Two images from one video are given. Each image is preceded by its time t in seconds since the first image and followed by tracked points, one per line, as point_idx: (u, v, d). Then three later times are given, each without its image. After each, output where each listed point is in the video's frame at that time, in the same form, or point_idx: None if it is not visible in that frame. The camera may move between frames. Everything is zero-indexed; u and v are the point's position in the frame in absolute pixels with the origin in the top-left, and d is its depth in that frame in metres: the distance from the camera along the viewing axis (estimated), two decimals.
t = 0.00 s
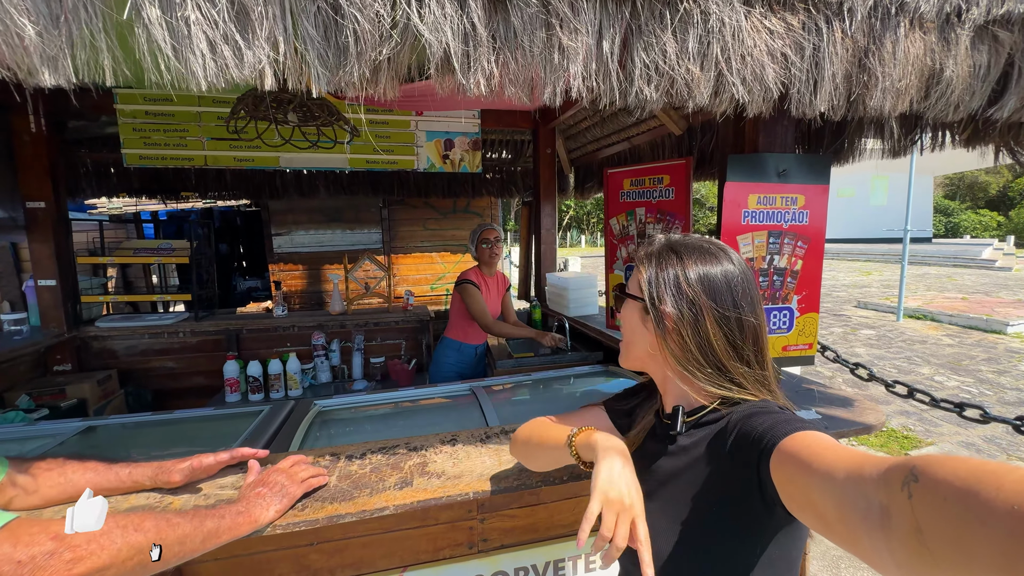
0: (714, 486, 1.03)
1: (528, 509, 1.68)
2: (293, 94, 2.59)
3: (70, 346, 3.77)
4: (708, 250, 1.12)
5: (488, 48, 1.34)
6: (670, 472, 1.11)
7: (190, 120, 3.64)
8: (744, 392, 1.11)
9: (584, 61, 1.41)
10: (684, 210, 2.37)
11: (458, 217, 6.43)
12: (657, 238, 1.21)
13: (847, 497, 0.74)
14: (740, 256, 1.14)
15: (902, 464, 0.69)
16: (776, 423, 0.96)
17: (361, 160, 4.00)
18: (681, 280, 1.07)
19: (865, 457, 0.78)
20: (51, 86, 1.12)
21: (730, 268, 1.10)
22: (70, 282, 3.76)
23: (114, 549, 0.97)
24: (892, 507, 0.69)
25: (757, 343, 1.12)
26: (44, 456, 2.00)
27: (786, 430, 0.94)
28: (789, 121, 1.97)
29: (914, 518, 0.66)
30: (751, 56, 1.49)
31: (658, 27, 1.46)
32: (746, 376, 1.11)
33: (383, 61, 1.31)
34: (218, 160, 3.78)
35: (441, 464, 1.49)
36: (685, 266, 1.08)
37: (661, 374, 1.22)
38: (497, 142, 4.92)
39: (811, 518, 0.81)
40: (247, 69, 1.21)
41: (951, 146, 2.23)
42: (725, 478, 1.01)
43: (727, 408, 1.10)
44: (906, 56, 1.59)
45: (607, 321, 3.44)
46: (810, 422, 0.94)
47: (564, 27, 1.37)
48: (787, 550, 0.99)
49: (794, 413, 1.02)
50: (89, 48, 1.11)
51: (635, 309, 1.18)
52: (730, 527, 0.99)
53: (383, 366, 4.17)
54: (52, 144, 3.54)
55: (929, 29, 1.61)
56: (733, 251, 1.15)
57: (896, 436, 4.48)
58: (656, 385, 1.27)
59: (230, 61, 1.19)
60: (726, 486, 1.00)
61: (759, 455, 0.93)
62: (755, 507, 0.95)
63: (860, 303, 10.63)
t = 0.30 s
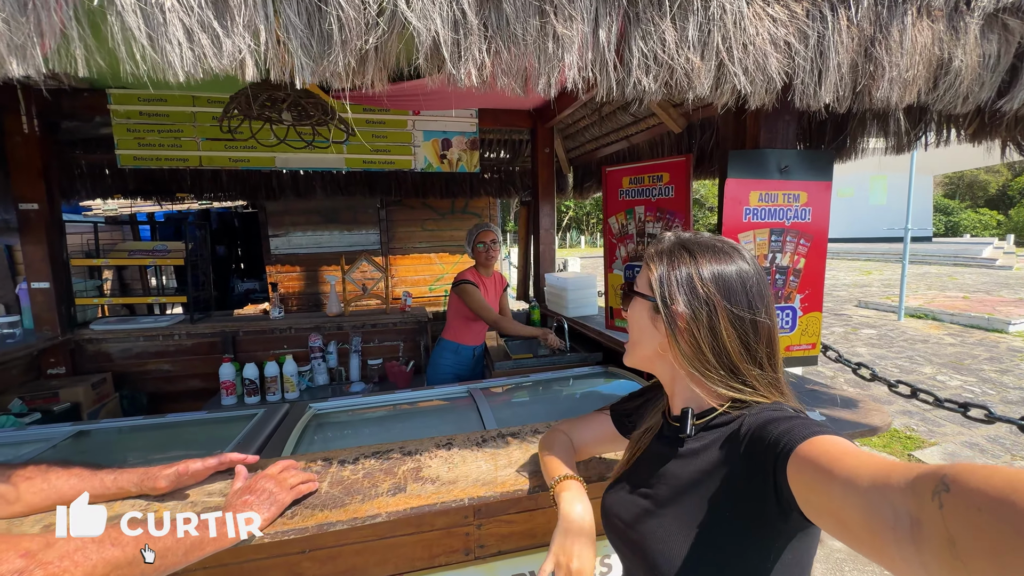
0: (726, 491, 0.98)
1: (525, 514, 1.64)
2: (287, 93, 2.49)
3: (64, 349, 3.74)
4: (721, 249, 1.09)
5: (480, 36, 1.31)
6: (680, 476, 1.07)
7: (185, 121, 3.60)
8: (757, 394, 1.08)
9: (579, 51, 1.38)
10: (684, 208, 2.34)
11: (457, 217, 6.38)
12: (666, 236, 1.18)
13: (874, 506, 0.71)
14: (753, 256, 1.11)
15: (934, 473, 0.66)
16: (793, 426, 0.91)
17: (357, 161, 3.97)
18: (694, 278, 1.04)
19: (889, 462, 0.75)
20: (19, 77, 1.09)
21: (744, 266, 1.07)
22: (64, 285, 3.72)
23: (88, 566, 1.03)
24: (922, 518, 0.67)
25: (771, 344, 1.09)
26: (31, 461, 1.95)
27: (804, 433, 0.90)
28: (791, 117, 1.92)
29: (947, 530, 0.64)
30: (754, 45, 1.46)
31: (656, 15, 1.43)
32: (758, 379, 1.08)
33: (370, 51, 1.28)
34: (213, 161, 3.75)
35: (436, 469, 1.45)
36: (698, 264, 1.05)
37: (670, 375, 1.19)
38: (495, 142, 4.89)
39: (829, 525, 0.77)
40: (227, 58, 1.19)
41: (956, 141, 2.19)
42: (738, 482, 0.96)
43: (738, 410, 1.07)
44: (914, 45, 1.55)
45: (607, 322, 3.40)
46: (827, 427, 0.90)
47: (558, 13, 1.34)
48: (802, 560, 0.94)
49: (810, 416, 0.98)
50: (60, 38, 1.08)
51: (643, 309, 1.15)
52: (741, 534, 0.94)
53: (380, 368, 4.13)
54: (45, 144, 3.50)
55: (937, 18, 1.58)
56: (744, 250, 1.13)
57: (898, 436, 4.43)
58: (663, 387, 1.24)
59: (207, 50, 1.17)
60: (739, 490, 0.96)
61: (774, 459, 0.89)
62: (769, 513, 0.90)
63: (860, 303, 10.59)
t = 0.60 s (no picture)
0: (721, 493, 0.97)
1: (522, 518, 1.63)
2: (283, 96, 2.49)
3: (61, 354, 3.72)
4: (714, 252, 1.08)
5: (470, 40, 1.31)
6: (675, 478, 1.06)
7: (181, 124, 3.59)
8: (751, 397, 1.07)
9: (570, 54, 1.37)
10: (681, 209, 2.33)
11: (456, 219, 6.36)
12: (660, 238, 1.17)
13: (864, 504, 0.71)
14: (746, 259, 1.11)
15: (921, 471, 0.66)
16: (786, 427, 0.91)
17: (354, 163, 3.95)
18: (688, 281, 1.04)
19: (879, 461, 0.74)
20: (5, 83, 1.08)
21: (738, 269, 1.06)
22: (62, 289, 3.71)
23: None
24: (910, 516, 0.66)
25: (765, 347, 1.08)
26: (26, 467, 1.93)
27: (797, 433, 0.89)
28: (787, 118, 1.91)
29: (934, 527, 0.63)
30: (748, 45, 1.45)
31: (649, 16, 1.42)
32: (752, 381, 1.07)
33: (359, 54, 1.27)
34: (209, 164, 3.75)
35: (432, 474, 1.44)
36: (691, 267, 1.05)
37: (664, 377, 1.18)
38: (493, 143, 4.89)
39: (821, 525, 0.77)
40: (215, 63, 1.19)
41: (954, 141, 2.18)
42: (733, 483, 0.96)
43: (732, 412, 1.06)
44: (909, 44, 1.55)
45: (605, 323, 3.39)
46: (819, 427, 0.90)
47: (549, 16, 1.34)
48: (795, 557, 0.95)
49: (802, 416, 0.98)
50: (45, 43, 1.07)
51: (638, 311, 1.14)
52: (737, 535, 0.93)
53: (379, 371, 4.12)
54: (41, 148, 3.49)
55: (931, 18, 1.58)
56: (738, 253, 1.12)
57: (898, 436, 4.42)
58: (658, 389, 1.23)
59: (195, 55, 1.16)
60: (734, 491, 0.95)
61: (768, 460, 0.89)
62: (764, 513, 0.90)
63: (860, 303, 10.59)
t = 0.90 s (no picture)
0: (720, 490, 0.97)
1: (524, 520, 1.63)
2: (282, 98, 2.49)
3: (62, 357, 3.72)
4: (714, 251, 1.08)
5: (469, 41, 1.31)
6: (674, 476, 1.06)
7: (181, 127, 3.59)
8: (750, 395, 1.07)
9: (570, 54, 1.37)
10: (681, 209, 2.33)
11: (456, 220, 6.37)
12: (661, 238, 1.17)
13: (863, 503, 0.71)
14: (746, 258, 1.10)
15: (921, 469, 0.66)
16: (785, 425, 0.90)
17: (354, 165, 3.95)
18: (687, 280, 1.03)
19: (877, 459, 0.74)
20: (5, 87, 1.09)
21: (737, 268, 1.06)
22: (62, 293, 3.71)
23: None
24: (909, 514, 0.66)
25: (764, 345, 1.08)
26: (27, 471, 1.93)
27: (795, 431, 0.89)
28: (787, 117, 1.91)
29: (934, 526, 0.63)
30: (747, 44, 1.45)
31: (648, 17, 1.42)
32: (751, 379, 1.07)
33: (359, 56, 1.28)
34: (209, 167, 3.75)
35: (434, 476, 1.44)
36: (691, 266, 1.04)
37: (664, 376, 1.18)
38: (492, 144, 4.89)
39: (821, 523, 0.76)
40: (214, 65, 1.19)
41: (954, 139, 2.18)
42: (732, 481, 0.95)
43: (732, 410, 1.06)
44: (909, 42, 1.55)
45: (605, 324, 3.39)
46: (817, 424, 0.90)
47: (549, 17, 1.34)
48: (794, 554, 0.95)
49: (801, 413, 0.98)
50: (44, 46, 1.07)
51: (638, 310, 1.13)
52: (737, 532, 0.93)
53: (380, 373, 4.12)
54: (41, 152, 3.50)
55: (931, 16, 1.58)
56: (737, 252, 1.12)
57: (900, 435, 4.41)
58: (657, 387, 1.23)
59: (194, 57, 1.16)
60: (733, 489, 0.95)
61: (767, 458, 0.89)
62: (763, 511, 0.90)
63: (861, 302, 10.59)
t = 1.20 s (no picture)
0: (723, 495, 0.97)
1: (527, 524, 1.62)
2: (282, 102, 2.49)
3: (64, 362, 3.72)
4: (718, 255, 1.07)
5: (470, 46, 1.31)
6: (678, 480, 1.05)
7: (182, 131, 3.59)
8: (754, 401, 1.06)
9: (572, 59, 1.36)
10: (683, 211, 2.32)
11: (456, 222, 6.37)
12: (664, 242, 1.17)
13: (866, 510, 0.70)
14: (750, 263, 1.09)
15: (924, 475, 0.65)
16: (789, 430, 0.90)
17: (355, 168, 3.94)
18: (691, 284, 1.03)
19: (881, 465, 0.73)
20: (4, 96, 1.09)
21: (741, 272, 1.05)
22: (64, 297, 3.71)
23: None
24: (912, 521, 0.65)
25: (768, 351, 1.07)
26: (29, 477, 1.92)
27: (799, 436, 0.88)
28: (789, 118, 1.91)
29: (936, 533, 0.62)
30: (749, 48, 1.45)
31: (650, 20, 1.42)
32: (755, 385, 1.06)
33: (359, 62, 1.27)
34: (210, 170, 3.75)
35: (437, 481, 1.43)
36: (695, 270, 1.04)
37: (667, 380, 1.17)
38: (493, 146, 4.88)
39: (825, 529, 0.76)
40: (213, 73, 1.19)
41: (958, 139, 2.17)
42: (736, 487, 0.95)
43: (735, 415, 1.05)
44: (913, 43, 1.54)
45: (607, 325, 3.37)
46: (822, 431, 0.89)
47: (550, 21, 1.33)
48: (799, 563, 0.93)
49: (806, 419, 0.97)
50: (43, 55, 1.07)
51: (642, 314, 1.13)
52: (741, 537, 0.92)
53: (381, 375, 4.12)
54: (42, 157, 3.50)
55: (935, 17, 1.57)
56: (741, 256, 1.11)
57: (904, 435, 4.39)
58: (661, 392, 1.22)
59: (194, 65, 1.16)
60: (737, 495, 0.94)
61: (771, 463, 0.88)
62: (767, 518, 0.89)
63: (863, 301, 10.56)
